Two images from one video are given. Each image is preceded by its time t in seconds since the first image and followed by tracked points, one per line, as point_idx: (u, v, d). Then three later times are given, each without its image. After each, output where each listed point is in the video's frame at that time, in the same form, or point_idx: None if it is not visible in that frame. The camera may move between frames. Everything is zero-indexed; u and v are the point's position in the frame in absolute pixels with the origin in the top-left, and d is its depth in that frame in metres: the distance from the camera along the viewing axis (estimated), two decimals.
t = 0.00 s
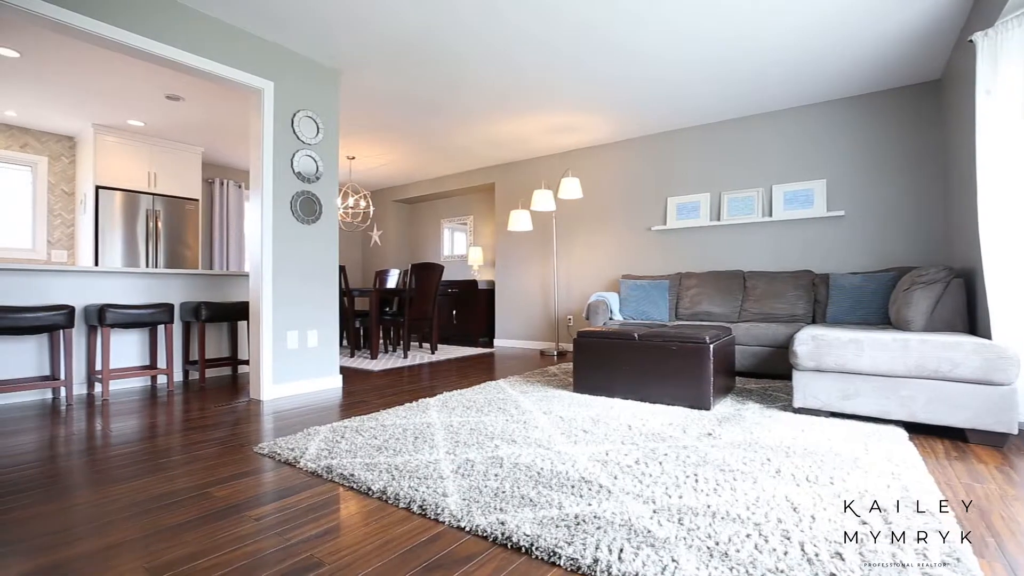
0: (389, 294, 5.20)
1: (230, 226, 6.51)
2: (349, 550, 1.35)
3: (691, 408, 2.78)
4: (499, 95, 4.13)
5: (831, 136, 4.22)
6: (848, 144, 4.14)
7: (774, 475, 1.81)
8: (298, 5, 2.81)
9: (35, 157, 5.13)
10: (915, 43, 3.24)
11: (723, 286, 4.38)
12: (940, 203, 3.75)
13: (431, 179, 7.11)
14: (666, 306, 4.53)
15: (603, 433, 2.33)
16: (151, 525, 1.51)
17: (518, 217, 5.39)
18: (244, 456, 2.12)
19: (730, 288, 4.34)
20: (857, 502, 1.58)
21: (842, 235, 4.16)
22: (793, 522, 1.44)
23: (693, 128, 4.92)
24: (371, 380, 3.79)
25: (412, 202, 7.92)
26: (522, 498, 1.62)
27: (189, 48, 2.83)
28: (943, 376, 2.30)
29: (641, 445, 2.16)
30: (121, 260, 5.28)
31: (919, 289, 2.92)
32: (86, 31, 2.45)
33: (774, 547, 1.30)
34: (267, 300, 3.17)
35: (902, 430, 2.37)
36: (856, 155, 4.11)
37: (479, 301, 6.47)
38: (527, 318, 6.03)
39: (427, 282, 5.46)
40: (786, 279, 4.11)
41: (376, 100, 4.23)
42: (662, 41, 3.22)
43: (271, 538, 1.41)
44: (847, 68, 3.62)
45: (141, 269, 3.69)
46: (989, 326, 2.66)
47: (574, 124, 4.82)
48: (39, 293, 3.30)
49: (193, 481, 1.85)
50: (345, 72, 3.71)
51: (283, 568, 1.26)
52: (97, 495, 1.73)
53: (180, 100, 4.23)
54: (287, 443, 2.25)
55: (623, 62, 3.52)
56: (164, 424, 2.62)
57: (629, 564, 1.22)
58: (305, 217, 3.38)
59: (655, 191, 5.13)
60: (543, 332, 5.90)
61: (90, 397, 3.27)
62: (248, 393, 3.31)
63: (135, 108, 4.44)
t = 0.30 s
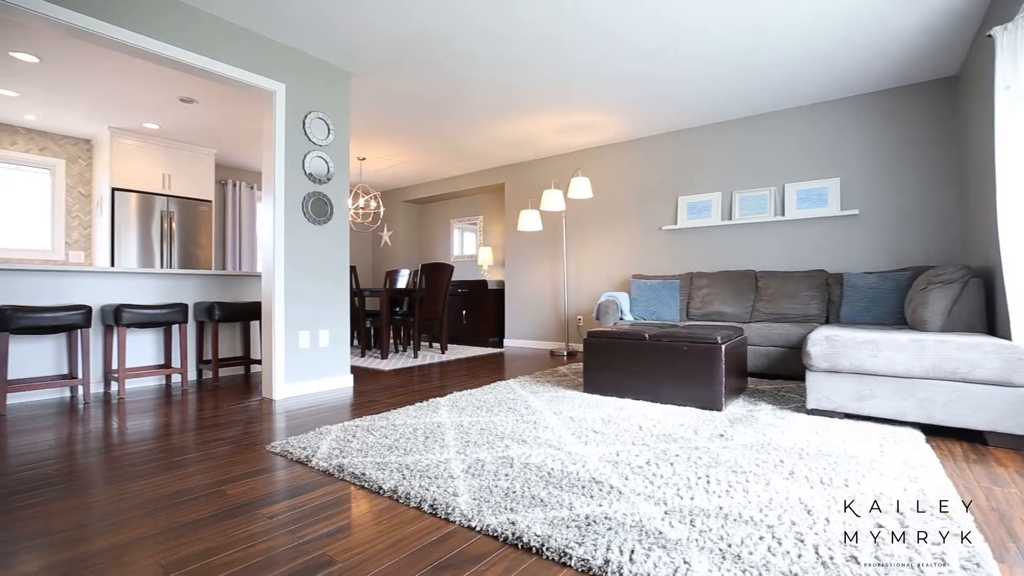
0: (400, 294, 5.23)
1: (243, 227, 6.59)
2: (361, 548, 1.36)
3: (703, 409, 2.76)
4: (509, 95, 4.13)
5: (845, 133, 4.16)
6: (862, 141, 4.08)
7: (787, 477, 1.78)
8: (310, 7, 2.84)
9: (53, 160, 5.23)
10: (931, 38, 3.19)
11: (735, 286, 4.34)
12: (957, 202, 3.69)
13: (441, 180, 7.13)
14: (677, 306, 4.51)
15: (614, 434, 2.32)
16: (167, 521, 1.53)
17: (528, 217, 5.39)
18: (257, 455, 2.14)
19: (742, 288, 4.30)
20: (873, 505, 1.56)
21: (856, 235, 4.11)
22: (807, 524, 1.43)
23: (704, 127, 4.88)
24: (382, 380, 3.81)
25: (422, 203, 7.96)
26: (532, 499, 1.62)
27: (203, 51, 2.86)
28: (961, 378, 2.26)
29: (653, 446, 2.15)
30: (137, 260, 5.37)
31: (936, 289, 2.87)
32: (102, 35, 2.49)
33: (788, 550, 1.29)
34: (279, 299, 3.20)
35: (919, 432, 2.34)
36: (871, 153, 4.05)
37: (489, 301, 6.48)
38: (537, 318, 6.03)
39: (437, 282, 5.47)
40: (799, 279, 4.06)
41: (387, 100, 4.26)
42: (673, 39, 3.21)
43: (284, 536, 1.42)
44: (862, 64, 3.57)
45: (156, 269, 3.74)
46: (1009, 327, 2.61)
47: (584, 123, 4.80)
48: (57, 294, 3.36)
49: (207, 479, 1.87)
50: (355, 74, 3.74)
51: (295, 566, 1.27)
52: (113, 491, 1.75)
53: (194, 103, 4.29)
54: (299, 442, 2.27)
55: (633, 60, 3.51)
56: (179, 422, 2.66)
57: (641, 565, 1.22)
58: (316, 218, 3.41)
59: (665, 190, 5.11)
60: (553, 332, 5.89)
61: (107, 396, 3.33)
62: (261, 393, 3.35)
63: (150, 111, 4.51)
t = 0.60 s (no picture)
0: (411, 294, 5.25)
1: (257, 227, 6.66)
2: (373, 547, 1.37)
3: (716, 409, 2.73)
4: (519, 95, 4.13)
5: (861, 130, 4.10)
6: (878, 138, 4.02)
7: (802, 479, 1.76)
8: (322, 9, 2.86)
9: (73, 162, 5.33)
10: (950, 33, 3.13)
11: (748, 286, 4.30)
12: (977, 199, 3.62)
13: (451, 180, 7.15)
14: (689, 306, 4.47)
15: (626, 434, 2.31)
16: (183, 518, 1.55)
17: (538, 217, 5.39)
18: (270, 453, 2.16)
19: (756, 288, 4.26)
20: (891, 509, 1.53)
21: (872, 234, 4.04)
22: (823, 527, 1.41)
23: (716, 125, 4.84)
24: (394, 380, 3.82)
25: (432, 203, 7.99)
26: (544, 499, 1.62)
27: (218, 55, 2.90)
28: (981, 380, 2.22)
29: (665, 447, 2.13)
30: (153, 261, 5.45)
31: (955, 289, 2.82)
32: (121, 40, 2.53)
33: (803, 553, 1.27)
34: (292, 299, 3.23)
35: (938, 434, 2.29)
36: (888, 150, 3.98)
37: (499, 301, 6.48)
38: (548, 318, 6.02)
39: (448, 282, 5.49)
40: (813, 278, 4.01)
41: (398, 101, 4.28)
42: (686, 37, 3.18)
43: (297, 534, 1.44)
44: (878, 60, 3.52)
45: (171, 270, 3.80)
46: None
47: (594, 122, 4.79)
48: (76, 294, 3.42)
49: (222, 477, 1.89)
50: (367, 75, 3.76)
51: (308, 564, 1.27)
52: (131, 488, 1.78)
53: (209, 106, 4.35)
54: (312, 440, 2.29)
55: (645, 59, 3.49)
56: (194, 421, 2.69)
57: (653, 567, 1.21)
58: (328, 218, 3.44)
59: (677, 189, 5.07)
60: (564, 333, 5.88)
61: (124, 394, 3.38)
62: (274, 392, 3.38)
63: (165, 114, 4.57)
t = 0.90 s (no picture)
0: (421, 294, 5.27)
1: (269, 228, 6.73)
2: (383, 546, 1.37)
3: (728, 410, 2.71)
4: (529, 95, 4.13)
5: (876, 128, 4.04)
6: (894, 136, 3.96)
7: (816, 481, 1.74)
8: (334, 11, 2.88)
9: (90, 165, 5.42)
10: (968, 28, 3.07)
11: (760, 286, 4.25)
12: (997, 197, 3.55)
13: (461, 180, 7.17)
14: (701, 306, 4.44)
15: (637, 435, 2.30)
16: (197, 515, 1.57)
17: (549, 217, 5.38)
18: (283, 452, 2.18)
19: (768, 287, 4.21)
20: (908, 512, 1.50)
21: (888, 233, 3.98)
22: (838, 530, 1.38)
23: (728, 124, 4.80)
24: (405, 379, 3.84)
25: (442, 203, 8.01)
26: (554, 499, 1.61)
27: (231, 57, 2.94)
28: (1001, 381, 2.17)
29: (676, 448, 2.12)
30: (168, 261, 5.53)
31: (973, 289, 2.77)
32: (139, 45, 2.58)
33: (818, 556, 1.25)
34: (304, 299, 3.26)
35: (956, 437, 2.25)
36: (903, 147, 3.92)
37: (509, 302, 6.48)
38: (558, 318, 6.01)
39: (458, 282, 5.50)
40: (827, 278, 3.96)
41: (409, 102, 4.30)
42: (696, 34, 3.16)
43: (309, 532, 1.44)
44: (893, 57, 3.46)
45: (186, 270, 3.85)
46: None
47: (604, 122, 4.77)
48: (93, 294, 3.48)
49: (235, 475, 1.91)
50: (378, 76, 3.78)
51: (320, 562, 1.28)
52: (146, 486, 1.81)
53: (222, 108, 4.40)
54: (323, 439, 2.30)
55: (655, 57, 3.47)
56: (208, 420, 2.72)
57: (665, 568, 1.20)
58: (340, 219, 3.46)
59: (688, 188, 5.04)
60: (574, 333, 5.86)
61: (140, 393, 3.43)
62: (287, 391, 3.41)
63: (180, 116, 4.64)
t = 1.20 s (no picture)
0: (431, 294, 5.29)
1: (281, 229, 6.79)
2: (394, 545, 1.37)
3: (740, 411, 2.69)
4: (539, 95, 4.13)
5: (891, 125, 3.98)
6: (909, 133, 3.90)
7: (830, 484, 1.72)
8: (344, 13, 2.90)
9: (107, 168, 5.51)
10: (985, 23, 3.01)
11: (772, 285, 4.21)
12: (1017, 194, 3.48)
13: (471, 180, 7.18)
14: (712, 306, 4.40)
15: (648, 436, 2.29)
16: (211, 513, 1.59)
17: (558, 217, 5.37)
18: (295, 451, 2.20)
19: (781, 287, 4.17)
20: (925, 515, 1.48)
21: (904, 232, 3.92)
22: (853, 534, 1.36)
23: (739, 122, 4.76)
24: (415, 379, 3.85)
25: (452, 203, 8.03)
26: (565, 499, 1.61)
27: (243, 60, 2.97)
28: (1021, 383, 2.13)
29: (687, 449, 2.10)
30: (183, 262, 5.60)
31: (993, 288, 2.71)
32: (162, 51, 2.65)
33: (832, 559, 1.23)
34: (315, 299, 3.28)
35: (975, 439, 2.21)
36: (920, 145, 3.85)
37: (519, 302, 6.48)
38: (568, 318, 6.00)
39: (467, 282, 5.51)
40: (841, 278, 3.91)
41: (420, 103, 4.32)
42: (707, 32, 3.13)
43: (320, 531, 1.45)
44: (909, 52, 3.40)
45: (199, 270, 3.90)
46: None
47: (614, 121, 4.75)
48: (110, 294, 3.54)
49: (248, 474, 1.93)
50: (388, 77, 3.80)
51: (332, 561, 1.29)
52: (161, 483, 1.83)
53: (235, 110, 4.45)
54: (335, 438, 2.32)
55: (666, 56, 3.45)
56: (221, 419, 2.75)
57: (677, 570, 1.19)
58: (350, 219, 3.48)
59: (699, 187, 5.00)
60: (584, 333, 5.85)
61: (155, 392, 3.48)
62: (298, 390, 3.44)
63: (195, 119, 4.70)
